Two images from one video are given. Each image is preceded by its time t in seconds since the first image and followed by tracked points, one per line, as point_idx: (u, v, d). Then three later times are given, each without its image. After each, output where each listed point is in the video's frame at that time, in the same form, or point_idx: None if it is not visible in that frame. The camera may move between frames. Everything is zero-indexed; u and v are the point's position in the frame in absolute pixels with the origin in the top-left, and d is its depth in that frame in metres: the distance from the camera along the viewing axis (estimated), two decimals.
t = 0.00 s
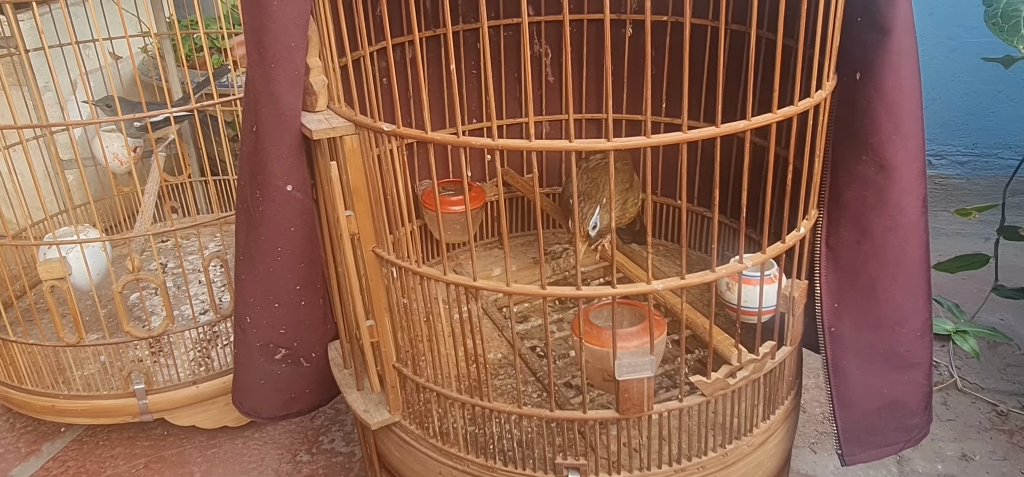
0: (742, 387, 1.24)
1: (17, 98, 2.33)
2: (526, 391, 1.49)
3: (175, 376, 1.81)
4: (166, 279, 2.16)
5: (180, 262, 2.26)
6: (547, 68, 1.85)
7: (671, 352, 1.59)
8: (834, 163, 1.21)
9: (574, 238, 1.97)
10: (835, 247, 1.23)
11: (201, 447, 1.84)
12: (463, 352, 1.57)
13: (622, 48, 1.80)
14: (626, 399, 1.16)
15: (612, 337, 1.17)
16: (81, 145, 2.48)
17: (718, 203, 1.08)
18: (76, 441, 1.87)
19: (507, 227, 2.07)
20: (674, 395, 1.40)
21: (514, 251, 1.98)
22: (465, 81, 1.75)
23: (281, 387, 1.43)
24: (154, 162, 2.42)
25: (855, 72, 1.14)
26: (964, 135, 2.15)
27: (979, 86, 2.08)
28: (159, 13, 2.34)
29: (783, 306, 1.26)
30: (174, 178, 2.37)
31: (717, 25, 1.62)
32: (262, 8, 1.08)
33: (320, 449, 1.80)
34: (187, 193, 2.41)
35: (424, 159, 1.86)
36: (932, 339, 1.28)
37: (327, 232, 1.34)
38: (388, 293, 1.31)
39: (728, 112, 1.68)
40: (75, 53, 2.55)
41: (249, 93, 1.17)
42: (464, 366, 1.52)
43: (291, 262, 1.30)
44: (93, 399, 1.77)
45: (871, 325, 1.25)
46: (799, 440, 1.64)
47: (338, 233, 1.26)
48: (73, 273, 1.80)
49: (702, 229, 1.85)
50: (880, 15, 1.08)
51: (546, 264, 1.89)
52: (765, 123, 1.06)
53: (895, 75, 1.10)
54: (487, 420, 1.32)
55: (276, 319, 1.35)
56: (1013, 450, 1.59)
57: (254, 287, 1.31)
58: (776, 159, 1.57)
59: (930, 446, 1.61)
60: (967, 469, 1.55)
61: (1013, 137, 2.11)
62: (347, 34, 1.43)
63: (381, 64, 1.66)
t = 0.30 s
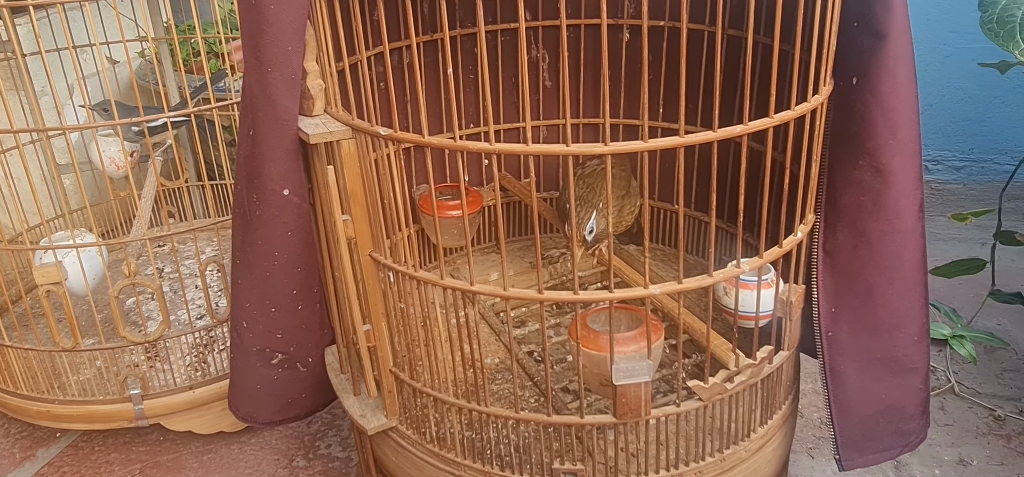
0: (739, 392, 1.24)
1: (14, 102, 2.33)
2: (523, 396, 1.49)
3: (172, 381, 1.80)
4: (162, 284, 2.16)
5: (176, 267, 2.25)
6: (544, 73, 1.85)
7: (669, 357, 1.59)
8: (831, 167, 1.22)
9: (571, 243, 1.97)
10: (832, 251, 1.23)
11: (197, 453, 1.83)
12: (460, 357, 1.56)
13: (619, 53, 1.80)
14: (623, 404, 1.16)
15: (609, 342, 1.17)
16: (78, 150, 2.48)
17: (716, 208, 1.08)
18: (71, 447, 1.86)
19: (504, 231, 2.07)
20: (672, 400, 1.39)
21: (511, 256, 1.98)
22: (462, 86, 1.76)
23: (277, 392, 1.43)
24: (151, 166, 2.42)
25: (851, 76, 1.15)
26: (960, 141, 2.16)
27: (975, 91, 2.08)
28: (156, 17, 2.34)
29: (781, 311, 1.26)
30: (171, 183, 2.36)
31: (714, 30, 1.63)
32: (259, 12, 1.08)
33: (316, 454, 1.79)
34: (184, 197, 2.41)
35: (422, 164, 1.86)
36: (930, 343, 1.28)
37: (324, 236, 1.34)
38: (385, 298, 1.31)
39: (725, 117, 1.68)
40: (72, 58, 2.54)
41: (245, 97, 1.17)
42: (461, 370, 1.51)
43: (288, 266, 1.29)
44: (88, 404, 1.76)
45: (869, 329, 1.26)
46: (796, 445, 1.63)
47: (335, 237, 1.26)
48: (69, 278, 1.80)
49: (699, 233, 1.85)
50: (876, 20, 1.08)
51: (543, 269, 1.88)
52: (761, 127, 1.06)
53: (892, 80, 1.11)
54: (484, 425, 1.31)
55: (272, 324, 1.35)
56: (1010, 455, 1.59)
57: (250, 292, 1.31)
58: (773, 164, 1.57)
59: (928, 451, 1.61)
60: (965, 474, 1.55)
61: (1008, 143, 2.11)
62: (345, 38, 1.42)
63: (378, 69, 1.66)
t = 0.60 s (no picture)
0: (736, 397, 1.24)
1: (12, 108, 2.33)
2: (520, 401, 1.49)
3: (169, 386, 1.80)
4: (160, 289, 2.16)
5: (174, 272, 2.25)
6: (541, 79, 1.86)
7: (666, 362, 1.59)
8: (827, 173, 1.22)
9: (568, 248, 1.98)
10: (828, 256, 1.24)
11: (195, 458, 1.83)
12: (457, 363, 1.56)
13: (616, 59, 1.81)
14: (620, 409, 1.16)
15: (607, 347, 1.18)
16: (75, 155, 2.48)
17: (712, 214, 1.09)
18: (68, 452, 1.86)
19: (502, 236, 2.07)
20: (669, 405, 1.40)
21: (509, 261, 1.98)
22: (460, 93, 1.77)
23: (275, 398, 1.43)
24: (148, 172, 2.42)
25: (846, 83, 1.15)
26: (955, 146, 2.16)
27: (970, 97, 2.09)
28: (154, 23, 2.34)
29: (777, 316, 1.27)
30: (168, 189, 2.36)
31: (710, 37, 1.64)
32: (258, 19, 1.09)
33: (313, 460, 1.79)
34: (182, 203, 2.41)
35: (420, 169, 1.86)
36: (926, 348, 1.29)
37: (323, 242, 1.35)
38: (382, 303, 1.32)
39: (722, 123, 1.69)
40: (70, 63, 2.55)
41: (244, 103, 1.17)
42: (458, 376, 1.51)
43: (286, 272, 1.29)
44: (85, 409, 1.75)
45: (865, 334, 1.26)
46: (793, 450, 1.63)
47: (333, 242, 1.26)
48: (66, 283, 1.80)
49: (696, 238, 1.86)
50: (871, 27, 1.09)
51: (541, 274, 1.89)
52: (757, 133, 1.06)
53: (886, 87, 1.11)
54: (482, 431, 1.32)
55: (270, 329, 1.35)
56: (1007, 459, 1.59)
57: (248, 297, 1.31)
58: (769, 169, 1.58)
59: (924, 455, 1.61)
60: None
61: (1003, 149, 2.12)
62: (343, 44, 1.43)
63: (376, 75, 1.67)
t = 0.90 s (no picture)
0: (736, 398, 1.24)
1: (12, 110, 2.33)
2: (520, 403, 1.49)
3: (168, 388, 1.80)
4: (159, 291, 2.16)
5: (173, 274, 2.25)
6: (541, 81, 1.86)
7: (666, 364, 1.59)
8: (826, 175, 1.22)
9: (567, 250, 1.98)
10: (827, 258, 1.24)
11: (194, 461, 1.82)
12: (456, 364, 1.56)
13: (615, 61, 1.81)
14: (619, 410, 1.16)
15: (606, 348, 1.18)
16: (75, 157, 2.48)
17: (712, 216, 1.09)
18: (67, 454, 1.86)
19: (502, 238, 2.08)
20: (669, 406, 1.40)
21: (508, 263, 1.98)
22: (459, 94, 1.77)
23: (274, 399, 1.43)
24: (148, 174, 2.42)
25: (845, 85, 1.16)
26: (954, 149, 2.17)
27: (969, 100, 2.09)
28: (155, 25, 2.35)
29: (777, 318, 1.27)
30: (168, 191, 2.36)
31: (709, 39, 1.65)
32: (258, 20, 1.09)
33: (313, 462, 1.78)
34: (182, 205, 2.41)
35: (420, 171, 1.86)
36: (926, 350, 1.29)
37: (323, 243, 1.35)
38: (382, 304, 1.32)
39: (721, 126, 1.69)
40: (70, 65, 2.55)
41: (244, 104, 1.17)
42: (458, 377, 1.51)
43: (285, 273, 1.30)
44: (84, 411, 1.75)
45: (864, 336, 1.26)
46: (793, 452, 1.63)
47: (332, 244, 1.26)
48: (65, 285, 1.80)
49: (695, 240, 1.86)
50: (870, 29, 1.09)
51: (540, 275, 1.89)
52: (757, 135, 1.07)
53: (885, 88, 1.12)
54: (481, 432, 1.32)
55: (270, 331, 1.35)
56: (1006, 461, 1.59)
57: (248, 299, 1.31)
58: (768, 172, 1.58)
59: (924, 457, 1.61)
60: None
61: (1001, 151, 2.13)
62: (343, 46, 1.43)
63: (376, 76, 1.67)
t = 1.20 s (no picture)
0: (736, 400, 1.24)
1: (11, 112, 2.33)
2: (520, 404, 1.49)
3: (167, 390, 1.80)
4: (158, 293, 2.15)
5: (173, 276, 2.25)
6: (541, 82, 1.86)
7: (666, 365, 1.59)
8: (827, 176, 1.22)
9: (567, 252, 1.98)
10: (827, 259, 1.24)
11: (193, 463, 1.82)
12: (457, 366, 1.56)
13: (615, 63, 1.81)
14: (620, 411, 1.16)
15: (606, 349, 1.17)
16: (74, 159, 2.47)
17: (712, 216, 1.08)
18: (66, 456, 1.85)
19: (502, 239, 2.07)
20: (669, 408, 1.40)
21: (508, 264, 1.98)
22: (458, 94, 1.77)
23: (273, 401, 1.43)
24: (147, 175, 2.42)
25: (846, 86, 1.16)
26: (954, 150, 2.17)
27: (969, 101, 2.09)
28: (155, 26, 2.35)
29: (778, 319, 1.27)
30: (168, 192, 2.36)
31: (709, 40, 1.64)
32: (258, 21, 1.09)
33: (312, 464, 1.78)
34: (182, 206, 2.41)
35: (420, 172, 1.86)
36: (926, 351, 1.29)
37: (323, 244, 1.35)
38: (382, 305, 1.31)
39: (722, 127, 1.69)
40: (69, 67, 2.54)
41: (243, 105, 1.17)
42: (458, 379, 1.51)
43: (285, 274, 1.29)
44: (83, 413, 1.75)
45: (865, 337, 1.26)
46: (793, 453, 1.63)
47: (332, 245, 1.26)
48: (65, 287, 1.79)
49: (696, 242, 1.86)
50: (871, 30, 1.09)
51: (541, 277, 1.89)
52: (757, 135, 1.06)
53: (885, 89, 1.12)
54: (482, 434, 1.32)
55: (270, 332, 1.34)
56: (1006, 463, 1.59)
57: (248, 300, 1.31)
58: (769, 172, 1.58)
59: (925, 459, 1.61)
60: None
61: (1001, 153, 2.13)
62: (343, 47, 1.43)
63: (377, 78, 1.67)
